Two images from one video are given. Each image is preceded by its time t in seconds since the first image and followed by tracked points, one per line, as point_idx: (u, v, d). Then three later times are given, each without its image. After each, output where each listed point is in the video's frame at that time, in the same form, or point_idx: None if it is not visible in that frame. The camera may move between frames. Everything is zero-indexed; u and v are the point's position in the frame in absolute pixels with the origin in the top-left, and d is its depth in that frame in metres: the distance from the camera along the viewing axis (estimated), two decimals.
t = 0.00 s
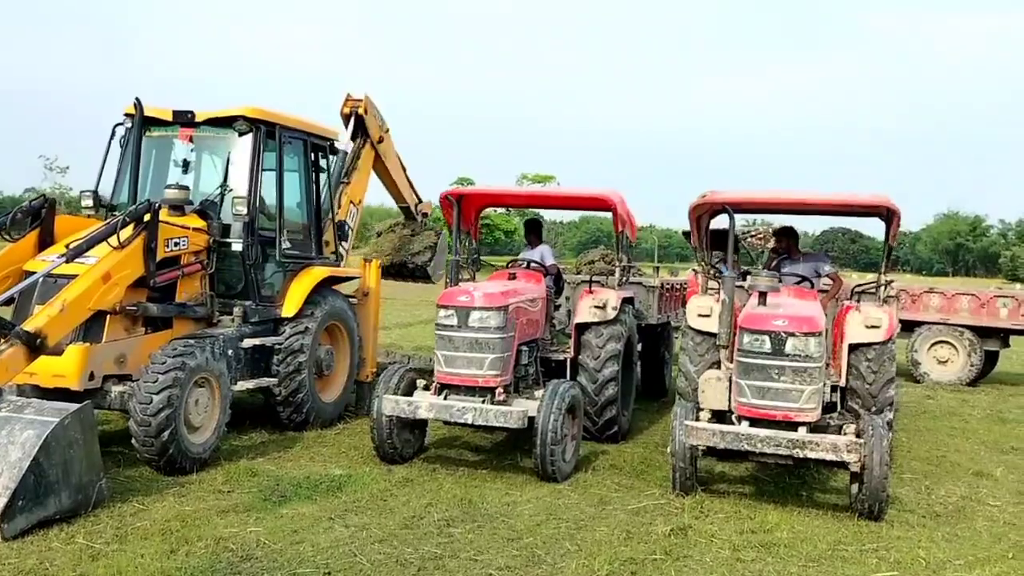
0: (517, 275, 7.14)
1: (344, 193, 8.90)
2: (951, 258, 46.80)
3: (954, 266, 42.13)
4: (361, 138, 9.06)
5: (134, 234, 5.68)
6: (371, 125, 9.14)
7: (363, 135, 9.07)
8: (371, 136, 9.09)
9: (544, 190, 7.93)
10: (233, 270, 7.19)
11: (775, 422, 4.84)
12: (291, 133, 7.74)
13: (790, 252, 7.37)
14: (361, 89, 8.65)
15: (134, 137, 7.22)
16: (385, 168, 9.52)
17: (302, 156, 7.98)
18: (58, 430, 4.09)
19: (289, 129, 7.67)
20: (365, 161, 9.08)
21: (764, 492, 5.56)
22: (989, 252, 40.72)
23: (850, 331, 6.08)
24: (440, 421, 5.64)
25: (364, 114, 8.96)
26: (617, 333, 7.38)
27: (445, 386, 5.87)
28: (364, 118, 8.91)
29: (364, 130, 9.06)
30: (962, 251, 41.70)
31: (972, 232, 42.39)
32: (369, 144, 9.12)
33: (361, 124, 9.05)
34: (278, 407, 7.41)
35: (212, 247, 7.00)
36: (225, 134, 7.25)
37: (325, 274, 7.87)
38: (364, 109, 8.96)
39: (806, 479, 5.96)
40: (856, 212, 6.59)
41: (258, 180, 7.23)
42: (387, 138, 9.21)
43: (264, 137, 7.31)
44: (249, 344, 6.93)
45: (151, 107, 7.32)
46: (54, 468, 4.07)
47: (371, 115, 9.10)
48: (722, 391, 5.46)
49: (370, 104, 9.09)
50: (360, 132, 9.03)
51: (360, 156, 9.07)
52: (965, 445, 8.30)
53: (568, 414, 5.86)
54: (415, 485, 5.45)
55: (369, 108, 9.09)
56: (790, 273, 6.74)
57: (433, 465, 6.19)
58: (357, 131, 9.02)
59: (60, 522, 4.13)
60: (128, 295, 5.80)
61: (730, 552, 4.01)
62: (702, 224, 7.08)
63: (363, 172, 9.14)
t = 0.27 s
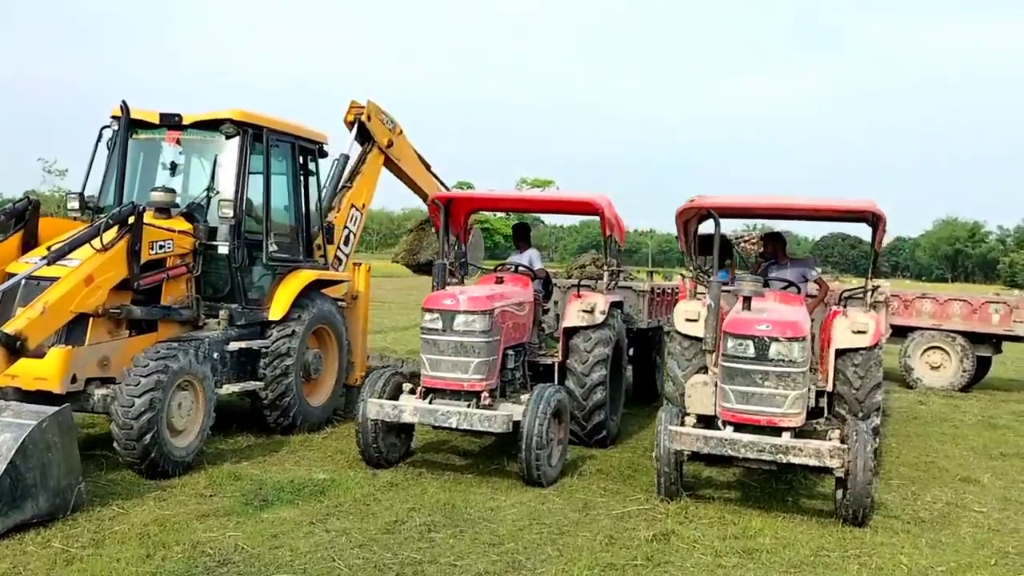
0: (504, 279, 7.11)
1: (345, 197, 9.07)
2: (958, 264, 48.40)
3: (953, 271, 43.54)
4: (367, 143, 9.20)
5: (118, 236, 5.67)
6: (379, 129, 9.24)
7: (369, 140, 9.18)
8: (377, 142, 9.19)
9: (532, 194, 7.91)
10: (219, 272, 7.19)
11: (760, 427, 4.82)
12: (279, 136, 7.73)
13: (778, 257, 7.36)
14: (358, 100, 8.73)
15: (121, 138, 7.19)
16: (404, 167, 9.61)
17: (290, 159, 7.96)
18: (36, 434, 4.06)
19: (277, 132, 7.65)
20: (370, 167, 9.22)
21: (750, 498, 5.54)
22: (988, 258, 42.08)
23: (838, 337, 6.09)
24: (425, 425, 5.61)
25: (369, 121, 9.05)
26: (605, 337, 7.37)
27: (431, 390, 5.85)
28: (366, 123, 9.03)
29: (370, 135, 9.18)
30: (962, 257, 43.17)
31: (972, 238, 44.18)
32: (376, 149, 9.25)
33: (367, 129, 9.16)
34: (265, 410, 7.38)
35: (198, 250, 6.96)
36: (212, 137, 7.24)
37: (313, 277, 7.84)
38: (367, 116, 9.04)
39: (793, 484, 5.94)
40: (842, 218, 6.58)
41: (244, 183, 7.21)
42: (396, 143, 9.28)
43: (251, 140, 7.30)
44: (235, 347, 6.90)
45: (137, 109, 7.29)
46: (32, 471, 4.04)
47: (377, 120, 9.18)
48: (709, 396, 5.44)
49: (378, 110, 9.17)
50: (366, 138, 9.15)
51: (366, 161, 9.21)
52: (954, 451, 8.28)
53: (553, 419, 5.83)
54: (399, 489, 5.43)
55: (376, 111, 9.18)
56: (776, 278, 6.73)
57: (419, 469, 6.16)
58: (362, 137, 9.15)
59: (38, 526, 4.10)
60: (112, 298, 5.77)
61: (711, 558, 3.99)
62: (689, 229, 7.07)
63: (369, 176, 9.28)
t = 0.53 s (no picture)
0: (492, 281, 7.09)
1: (348, 199, 9.18)
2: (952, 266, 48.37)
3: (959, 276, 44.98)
4: (375, 146, 9.25)
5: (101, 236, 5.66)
6: (389, 132, 9.26)
7: (375, 143, 9.20)
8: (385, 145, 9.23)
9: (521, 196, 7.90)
10: (205, 274, 7.19)
11: (742, 430, 4.81)
12: (267, 137, 7.73)
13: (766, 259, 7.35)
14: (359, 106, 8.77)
15: (107, 139, 7.17)
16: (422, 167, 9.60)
17: (278, 160, 7.95)
18: (11, 434, 4.04)
19: (264, 133, 7.64)
20: (376, 170, 9.27)
21: (735, 500, 5.52)
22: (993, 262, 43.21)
23: (825, 340, 6.10)
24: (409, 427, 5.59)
25: (374, 125, 9.08)
26: (593, 340, 7.35)
27: (416, 391, 5.84)
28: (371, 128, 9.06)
29: (377, 138, 9.19)
30: (967, 260, 44.65)
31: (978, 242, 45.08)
32: (384, 151, 9.27)
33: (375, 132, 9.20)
34: (253, 412, 7.36)
35: (183, 251, 6.95)
36: (199, 138, 7.24)
37: (301, 279, 7.82)
38: (372, 120, 9.04)
39: (779, 487, 5.92)
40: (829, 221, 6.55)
41: (230, 184, 7.21)
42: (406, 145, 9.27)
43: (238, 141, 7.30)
44: (221, 349, 6.89)
45: (124, 109, 7.28)
46: (7, 472, 4.02)
47: (385, 122, 9.19)
48: (695, 398, 5.43)
49: (386, 112, 9.17)
50: (374, 140, 9.20)
51: (375, 163, 9.26)
52: (945, 455, 8.26)
53: (538, 422, 5.81)
54: (383, 491, 5.40)
55: (382, 113, 9.16)
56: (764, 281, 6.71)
57: (405, 471, 6.14)
58: (371, 140, 9.20)
59: (14, 528, 4.08)
60: (96, 299, 5.76)
61: (690, 561, 3.98)
62: (678, 231, 7.05)
63: (379, 177, 9.33)
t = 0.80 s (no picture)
0: (478, 281, 7.08)
1: (345, 199, 9.18)
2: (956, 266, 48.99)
3: (960, 276, 45.36)
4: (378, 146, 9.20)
5: (84, 235, 5.70)
6: (393, 132, 9.18)
7: (379, 144, 9.16)
8: (387, 146, 9.16)
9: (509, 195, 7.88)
10: (190, 273, 7.19)
11: (723, 430, 4.80)
12: (254, 136, 7.71)
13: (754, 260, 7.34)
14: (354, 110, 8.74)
15: (94, 137, 7.17)
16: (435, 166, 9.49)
17: (265, 158, 7.93)
18: None
19: (251, 131, 7.63)
20: (378, 171, 9.26)
21: (718, 501, 5.50)
22: (994, 263, 43.68)
23: (810, 341, 6.10)
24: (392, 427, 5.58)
25: (374, 127, 9.02)
26: (580, 340, 7.33)
27: (399, 391, 5.83)
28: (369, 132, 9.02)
29: (380, 139, 9.14)
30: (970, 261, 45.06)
31: (982, 241, 45.66)
32: (388, 152, 9.24)
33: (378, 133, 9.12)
34: (239, 412, 7.35)
35: (169, 251, 7.02)
36: (185, 137, 7.23)
37: (288, 279, 7.80)
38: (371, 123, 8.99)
39: (762, 487, 5.92)
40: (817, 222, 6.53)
41: (215, 183, 7.21)
42: (411, 147, 9.19)
43: (224, 139, 7.29)
44: (206, 349, 6.88)
45: (110, 108, 7.27)
46: None
47: (388, 123, 9.11)
48: (680, 399, 5.41)
49: (388, 113, 9.07)
50: (377, 141, 9.15)
51: (377, 163, 9.22)
52: (933, 456, 8.26)
53: (523, 422, 5.80)
54: (366, 491, 5.39)
55: (384, 115, 9.07)
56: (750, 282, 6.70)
57: (389, 471, 6.12)
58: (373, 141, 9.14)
59: None
60: (79, 298, 5.80)
61: (668, 562, 3.97)
62: (665, 232, 7.03)
63: (381, 177, 9.29)
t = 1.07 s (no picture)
0: (466, 278, 7.05)
1: (343, 198, 9.18)
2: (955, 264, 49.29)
3: (962, 275, 45.97)
4: (380, 145, 9.19)
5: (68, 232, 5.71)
6: (394, 131, 9.16)
7: (380, 143, 9.16)
8: (389, 145, 9.14)
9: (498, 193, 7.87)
10: (178, 270, 7.19)
11: (706, 428, 4.80)
12: (243, 132, 7.71)
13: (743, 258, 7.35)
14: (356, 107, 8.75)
15: (82, 133, 7.15)
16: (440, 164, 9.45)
17: (254, 155, 7.92)
18: None
19: (240, 128, 7.62)
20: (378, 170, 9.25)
21: (702, 499, 5.50)
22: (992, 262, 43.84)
23: (796, 339, 6.11)
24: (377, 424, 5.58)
25: (374, 125, 9.04)
26: (569, 338, 7.32)
27: (385, 388, 5.82)
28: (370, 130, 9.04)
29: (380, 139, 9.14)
30: (971, 260, 45.78)
31: (984, 241, 46.37)
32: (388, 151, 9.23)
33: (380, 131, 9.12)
34: (227, 410, 7.34)
35: (157, 248, 7.04)
36: (173, 133, 7.22)
37: (277, 276, 7.78)
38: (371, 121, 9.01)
39: (748, 485, 5.94)
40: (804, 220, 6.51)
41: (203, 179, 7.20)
42: (412, 145, 9.15)
43: (212, 136, 7.29)
44: (193, 346, 6.88)
45: (98, 104, 7.25)
46: None
47: (388, 121, 9.11)
48: (667, 397, 5.35)
49: (389, 112, 9.07)
50: (378, 140, 9.15)
51: (378, 162, 9.22)
52: (921, 454, 8.28)
53: (508, 419, 5.79)
54: (351, 488, 5.40)
55: (384, 114, 9.08)
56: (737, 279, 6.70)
57: (374, 468, 6.11)
58: (375, 140, 9.15)
59: None
60: (64, 294, 5.82)
61: (647, 559, 3.98)
62: (653, 230, 7.03)
63: (383, 176, 9.27)
